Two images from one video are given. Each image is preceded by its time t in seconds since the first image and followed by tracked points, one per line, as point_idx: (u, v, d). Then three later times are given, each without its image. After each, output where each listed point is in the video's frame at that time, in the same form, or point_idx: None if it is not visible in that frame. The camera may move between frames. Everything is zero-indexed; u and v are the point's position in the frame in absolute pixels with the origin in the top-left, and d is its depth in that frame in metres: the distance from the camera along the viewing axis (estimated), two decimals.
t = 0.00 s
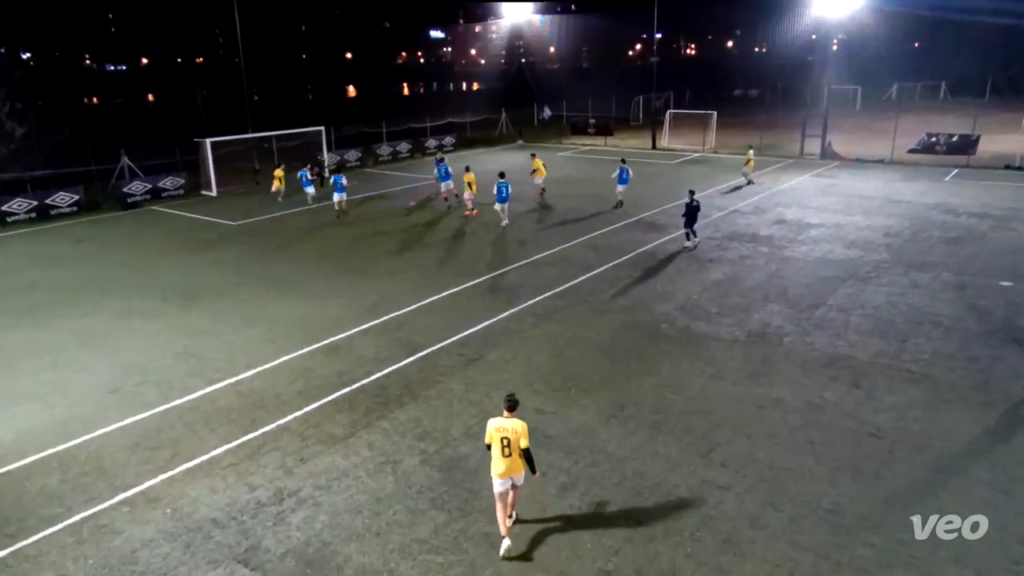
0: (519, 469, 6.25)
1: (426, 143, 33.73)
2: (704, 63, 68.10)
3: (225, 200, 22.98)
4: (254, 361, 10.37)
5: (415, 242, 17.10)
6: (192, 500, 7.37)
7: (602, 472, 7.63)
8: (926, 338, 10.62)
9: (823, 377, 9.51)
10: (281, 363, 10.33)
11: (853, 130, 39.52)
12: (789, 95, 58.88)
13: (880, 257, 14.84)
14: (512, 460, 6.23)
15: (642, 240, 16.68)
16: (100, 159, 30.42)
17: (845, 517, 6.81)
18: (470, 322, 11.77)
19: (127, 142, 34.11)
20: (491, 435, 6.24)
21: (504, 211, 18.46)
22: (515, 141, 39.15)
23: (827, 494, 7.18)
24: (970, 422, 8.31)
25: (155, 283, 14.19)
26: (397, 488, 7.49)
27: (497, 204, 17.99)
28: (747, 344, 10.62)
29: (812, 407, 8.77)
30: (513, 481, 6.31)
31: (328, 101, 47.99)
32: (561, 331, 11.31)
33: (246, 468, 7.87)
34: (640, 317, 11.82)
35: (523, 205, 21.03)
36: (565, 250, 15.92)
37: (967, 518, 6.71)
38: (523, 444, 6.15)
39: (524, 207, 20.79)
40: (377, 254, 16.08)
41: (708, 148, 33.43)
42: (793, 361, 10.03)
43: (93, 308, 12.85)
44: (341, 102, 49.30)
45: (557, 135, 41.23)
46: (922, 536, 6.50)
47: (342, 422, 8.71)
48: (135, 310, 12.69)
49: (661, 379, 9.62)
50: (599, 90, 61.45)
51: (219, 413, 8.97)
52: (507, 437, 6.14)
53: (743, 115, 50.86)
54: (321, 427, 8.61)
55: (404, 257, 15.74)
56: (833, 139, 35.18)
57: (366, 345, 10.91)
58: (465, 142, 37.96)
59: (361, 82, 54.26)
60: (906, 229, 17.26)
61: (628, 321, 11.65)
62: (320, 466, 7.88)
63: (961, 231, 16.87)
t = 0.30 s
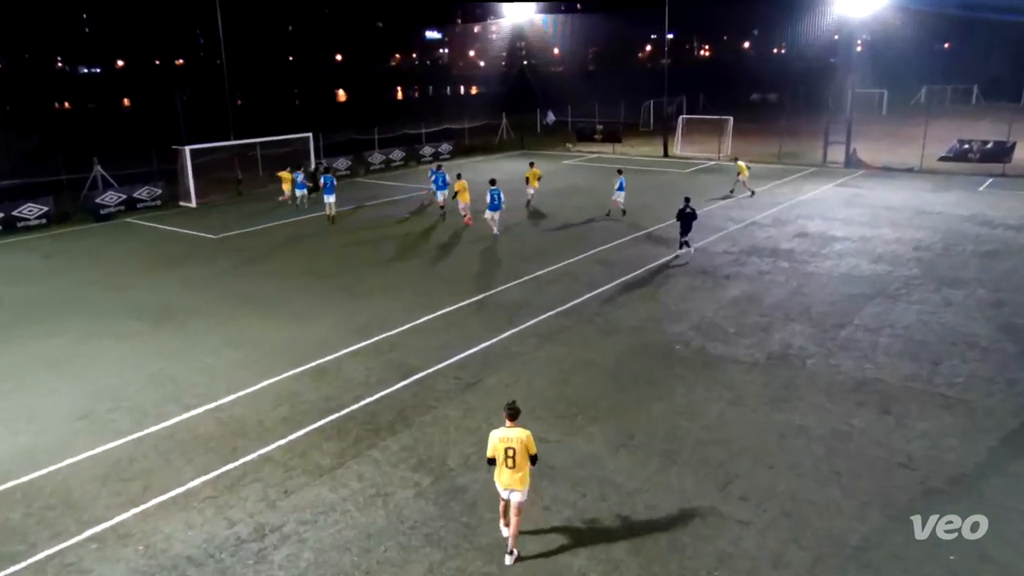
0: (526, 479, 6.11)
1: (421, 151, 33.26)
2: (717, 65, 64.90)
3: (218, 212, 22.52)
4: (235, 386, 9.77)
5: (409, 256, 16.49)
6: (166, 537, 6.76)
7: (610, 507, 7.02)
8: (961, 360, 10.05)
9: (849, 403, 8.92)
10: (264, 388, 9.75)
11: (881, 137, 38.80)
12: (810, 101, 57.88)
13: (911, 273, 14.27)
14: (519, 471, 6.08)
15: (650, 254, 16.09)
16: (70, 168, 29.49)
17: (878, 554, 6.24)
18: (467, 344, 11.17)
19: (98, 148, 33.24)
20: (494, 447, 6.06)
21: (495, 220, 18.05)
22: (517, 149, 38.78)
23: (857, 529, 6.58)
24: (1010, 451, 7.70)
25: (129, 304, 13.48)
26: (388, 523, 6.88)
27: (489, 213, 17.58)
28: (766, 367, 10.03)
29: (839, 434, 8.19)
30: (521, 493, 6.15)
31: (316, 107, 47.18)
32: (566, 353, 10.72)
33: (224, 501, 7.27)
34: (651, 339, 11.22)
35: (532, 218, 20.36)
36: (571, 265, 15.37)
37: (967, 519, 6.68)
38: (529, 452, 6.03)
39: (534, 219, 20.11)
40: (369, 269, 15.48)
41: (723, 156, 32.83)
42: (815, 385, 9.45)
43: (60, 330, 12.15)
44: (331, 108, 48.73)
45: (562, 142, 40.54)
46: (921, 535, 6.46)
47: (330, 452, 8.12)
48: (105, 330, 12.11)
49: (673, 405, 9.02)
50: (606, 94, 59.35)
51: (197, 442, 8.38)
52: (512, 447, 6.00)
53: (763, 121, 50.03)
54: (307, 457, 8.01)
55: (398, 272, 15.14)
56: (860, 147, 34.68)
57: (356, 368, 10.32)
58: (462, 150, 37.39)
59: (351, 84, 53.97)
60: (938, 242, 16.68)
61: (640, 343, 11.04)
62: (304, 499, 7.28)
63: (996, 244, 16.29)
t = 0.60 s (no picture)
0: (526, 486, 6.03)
1: (415, 160, 33.00)
2: (731, 67, 62.67)
3: (209, 223, 22.07)
4: (217, 410, 9.30)
5: (406, 270, 16.02)
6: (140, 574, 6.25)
7: (620, 542, 6.52)
8: (994, 383, 9.57)
9: (876, 428, 8.44)
10: (247, 412, 9.27)
11: (905, 145, 38.32)
12: (827, 107, 57.26)
13: (939, 289, 13.78)
14: (522, 478, 5.98)
15: (655, 269, 15.59)
16: (44, 180, 29.03)
17: None
18: (465, 364, 10.68)
19: (74, 157, 32.93)
20: (496, 454, 5.95)
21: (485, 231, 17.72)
22: (520, 156, 38.39)
23: (887, 564, 6.11)
24: None
25: (109, 322, 12.99)
26: (379, 558, 6.37)
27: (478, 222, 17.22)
28: (786, 390, 9.53)
29: (865, 462, 7.72)
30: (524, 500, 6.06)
31: (301, 112, 47.33)
32: (573, 375, 10.23)
33: (205, 534, 6.77)
34: (663, 360, 10.70)
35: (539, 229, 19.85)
36: (576, 280, 14.88)
37: (967, 519, 6.68)
38: (532, 457, 5.96)
39: (542, 232, 19.52)
40: (364, 284, 15.00)
41: (737, 164, 32.33)
42: (838, 409, 8.96)
43: (34, 351, 11.66)
44: (318, 113, 48.63)
45: (564, 150, 40.05)
46: (922, 535, 6.46)
47: (319, 481, 7.63)
48: (79, 350, 11.62)
49: (686, 431, 8.51)
50: (613, 99, 59.20)
51: (176, 470, 7.91)
52: (516, 453, 5.91)
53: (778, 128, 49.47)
54: (294, 486, 7.53)
55: (394, 288, 14.67)
56: (884, 155, 34.33)
57: (348, 390, 9.84)
58: (460, 158, 36.99)
59: (341, 87, 53.71)
60: (967, 256, 16.21)
61: (651, 364, 10.54)
62: (291, 532, 6.77)
63: None
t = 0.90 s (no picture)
0: (526, 470, 6.15)
1: (415, 160, 32.93)
2: (732, 66, 62.44)
3: (209, 224, 22.05)
4: (217, 410, 9.30)
5: (405, 270, 16.02)
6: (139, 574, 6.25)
7: (619, 541, 6.52)
8: (994, 382, 9.57)
9: (876, 428, 8.44)
10: (247, 412, 9.26)
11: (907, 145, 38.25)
12: (829, 107, 57.20)
13: (939, 289, 13.78)
14: (518, 463, 6.09)
15: (654, 269, 15.57)
16: (43, 180, 29.07)
17: None
18: (465, 364, 10.68)
19: (73, 158, 32.90)
20: (496, 438, 6.09)
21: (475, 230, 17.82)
22: (520, 156, 38.39)
23: (886, 564, 6.11)
24: None
25: (109, 322, 13.00)
26: (379, 558, 6.37)
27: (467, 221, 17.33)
28: (785, 390, 9.53)
29: (864, 461, 7.73)
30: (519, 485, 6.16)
31: (302, 112, 47.22)
32: (572, 375, 10.22)
33: (204, 534, 6.78)
34: (662, 360, 10.69)
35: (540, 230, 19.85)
36: (575, 280, 14.88)
37: (967, 519, 6.69)
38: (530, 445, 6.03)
39: (543, 232, 19.55)
40: (363, 284, 15.00)
41: (738, 164, 32.28)
42: (837, 409, 8.96)
43: (33, 351, 11.67)
44: (319, 113, 48.52)
45: (564, 150, 40.02)
46: (922, 535, 6.46)
47: (318, 481, 7.63)
48: (79, 350, 11.62)
49: (686, 431, 8.51)
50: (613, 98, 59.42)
51: (175, 470, 7.90)
52: (514, 439, 6.02)
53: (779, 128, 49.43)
54: (294, 486, 7.53)
55: (394, 287, 14.68)
56: (884, 154, 34.33)
57: (347, 391, 9.83)
58: (460, 158, 36.96)
59: (341, 87, 53.56)
60: (967, 256, 16.20)
61: (650, 364, 10.53)
62: (290, 532, 6.77)
63: None
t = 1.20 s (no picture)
0: (523, 445, 6.62)
1: (414, 160, 32.90)
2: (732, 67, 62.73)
3: (207, 224, 22.05)
4: (216, 411, 9.30)
5: (404, 270, 16.03)
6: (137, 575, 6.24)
7: (618, 541, 6.52)
8: (993, 383, 9.59)
9: (874, 428, 8.46)
10: (245, 413, 9.26)
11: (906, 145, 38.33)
12: (828, 107, 57.37)
13: (937, 289, 13.79)
14: (516, 440, 6.54)
15: (653, 269, 15.61)
16: (43, 180, 29.15)
17: None
18: (464, 365, 10.69)
19: (73, 158, 32.98)
20: (493, 417, 6.53)
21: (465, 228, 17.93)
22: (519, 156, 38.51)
23: (885, 565, 6.10)
24: None
25: (108, 322, 13.02)
26: (378, 559, 6.37)
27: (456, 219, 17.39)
28: (784, 390, 9.54)
29: (863, 461, 7.73)
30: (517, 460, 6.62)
31: (301, 112, 47.08)
32: (571, 375, 10.25)
33: (203, 534, 6.78)
34: (661, 360, 10.71)
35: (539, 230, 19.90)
36: (574, 280, 14.90)
37: (967, 519, 6.69)
38: (526, 421, 6.52)
39: (542, 232, 19.59)
40: (362, 284, 15.01)
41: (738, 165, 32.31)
42: (836, 409, 8.97)
43: (31, 351, 11.67)
44: (318, 113, 48.50)
45: (563, 151, 40.09)
46: (922, 535, 6.46)
47: (317, 481, 7.63)
48: (79, 350, 11.62)
49: (685, 430, 8.53)
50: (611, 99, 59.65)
51: (174, 470, 7.90)
52: (510, 416, 6.47)
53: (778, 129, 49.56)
54: (293, 487, 7.53)
55: (393, 288, 14.70)
56: (883, 155, 34.45)
57: (346, 391, 9.83)
58: (459, 159, 36.95)
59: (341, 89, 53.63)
60: (966, 256, 16.22)
61: (649, 364, 10.55)
62: (289, 533, 6.77)
63: None
